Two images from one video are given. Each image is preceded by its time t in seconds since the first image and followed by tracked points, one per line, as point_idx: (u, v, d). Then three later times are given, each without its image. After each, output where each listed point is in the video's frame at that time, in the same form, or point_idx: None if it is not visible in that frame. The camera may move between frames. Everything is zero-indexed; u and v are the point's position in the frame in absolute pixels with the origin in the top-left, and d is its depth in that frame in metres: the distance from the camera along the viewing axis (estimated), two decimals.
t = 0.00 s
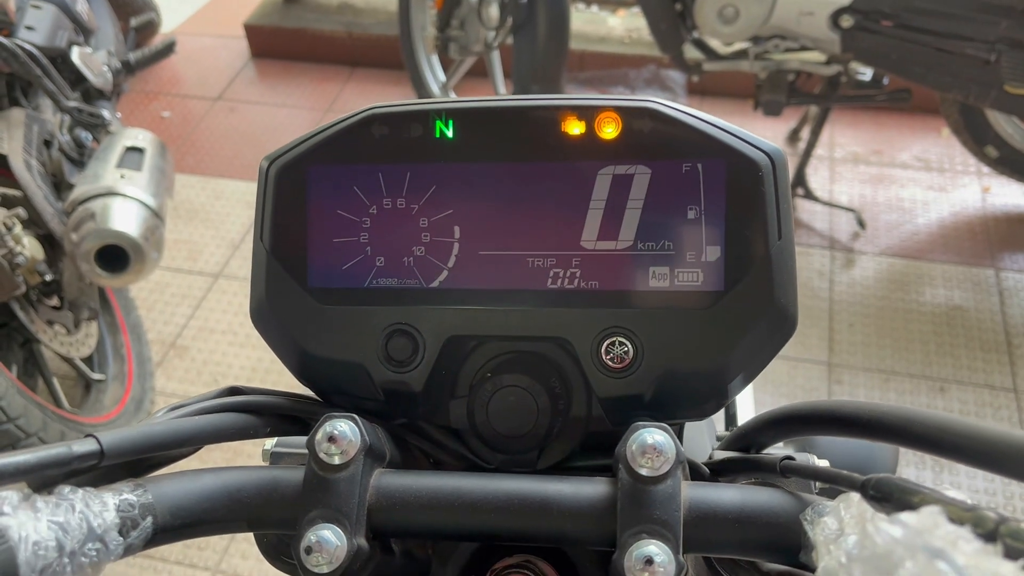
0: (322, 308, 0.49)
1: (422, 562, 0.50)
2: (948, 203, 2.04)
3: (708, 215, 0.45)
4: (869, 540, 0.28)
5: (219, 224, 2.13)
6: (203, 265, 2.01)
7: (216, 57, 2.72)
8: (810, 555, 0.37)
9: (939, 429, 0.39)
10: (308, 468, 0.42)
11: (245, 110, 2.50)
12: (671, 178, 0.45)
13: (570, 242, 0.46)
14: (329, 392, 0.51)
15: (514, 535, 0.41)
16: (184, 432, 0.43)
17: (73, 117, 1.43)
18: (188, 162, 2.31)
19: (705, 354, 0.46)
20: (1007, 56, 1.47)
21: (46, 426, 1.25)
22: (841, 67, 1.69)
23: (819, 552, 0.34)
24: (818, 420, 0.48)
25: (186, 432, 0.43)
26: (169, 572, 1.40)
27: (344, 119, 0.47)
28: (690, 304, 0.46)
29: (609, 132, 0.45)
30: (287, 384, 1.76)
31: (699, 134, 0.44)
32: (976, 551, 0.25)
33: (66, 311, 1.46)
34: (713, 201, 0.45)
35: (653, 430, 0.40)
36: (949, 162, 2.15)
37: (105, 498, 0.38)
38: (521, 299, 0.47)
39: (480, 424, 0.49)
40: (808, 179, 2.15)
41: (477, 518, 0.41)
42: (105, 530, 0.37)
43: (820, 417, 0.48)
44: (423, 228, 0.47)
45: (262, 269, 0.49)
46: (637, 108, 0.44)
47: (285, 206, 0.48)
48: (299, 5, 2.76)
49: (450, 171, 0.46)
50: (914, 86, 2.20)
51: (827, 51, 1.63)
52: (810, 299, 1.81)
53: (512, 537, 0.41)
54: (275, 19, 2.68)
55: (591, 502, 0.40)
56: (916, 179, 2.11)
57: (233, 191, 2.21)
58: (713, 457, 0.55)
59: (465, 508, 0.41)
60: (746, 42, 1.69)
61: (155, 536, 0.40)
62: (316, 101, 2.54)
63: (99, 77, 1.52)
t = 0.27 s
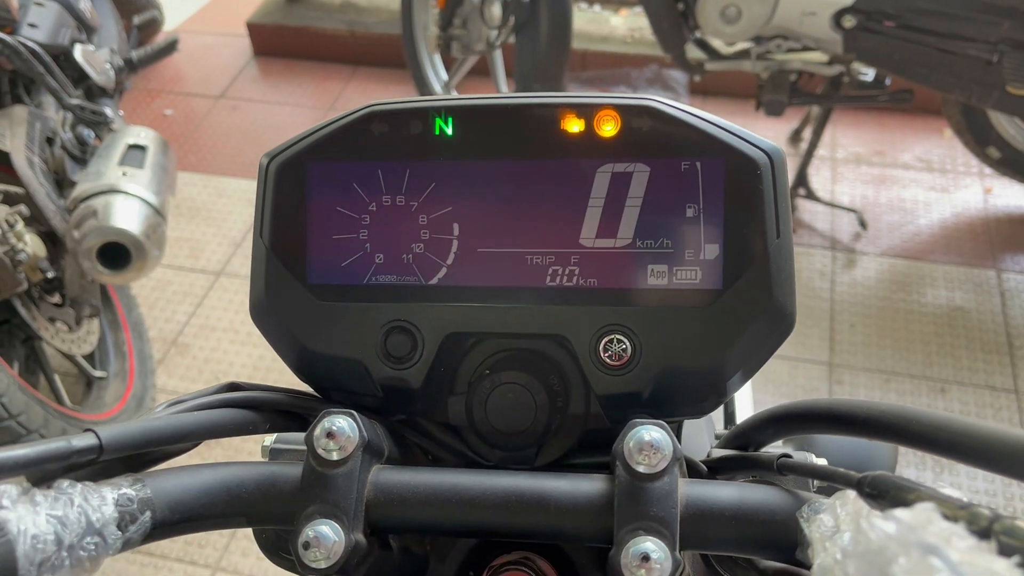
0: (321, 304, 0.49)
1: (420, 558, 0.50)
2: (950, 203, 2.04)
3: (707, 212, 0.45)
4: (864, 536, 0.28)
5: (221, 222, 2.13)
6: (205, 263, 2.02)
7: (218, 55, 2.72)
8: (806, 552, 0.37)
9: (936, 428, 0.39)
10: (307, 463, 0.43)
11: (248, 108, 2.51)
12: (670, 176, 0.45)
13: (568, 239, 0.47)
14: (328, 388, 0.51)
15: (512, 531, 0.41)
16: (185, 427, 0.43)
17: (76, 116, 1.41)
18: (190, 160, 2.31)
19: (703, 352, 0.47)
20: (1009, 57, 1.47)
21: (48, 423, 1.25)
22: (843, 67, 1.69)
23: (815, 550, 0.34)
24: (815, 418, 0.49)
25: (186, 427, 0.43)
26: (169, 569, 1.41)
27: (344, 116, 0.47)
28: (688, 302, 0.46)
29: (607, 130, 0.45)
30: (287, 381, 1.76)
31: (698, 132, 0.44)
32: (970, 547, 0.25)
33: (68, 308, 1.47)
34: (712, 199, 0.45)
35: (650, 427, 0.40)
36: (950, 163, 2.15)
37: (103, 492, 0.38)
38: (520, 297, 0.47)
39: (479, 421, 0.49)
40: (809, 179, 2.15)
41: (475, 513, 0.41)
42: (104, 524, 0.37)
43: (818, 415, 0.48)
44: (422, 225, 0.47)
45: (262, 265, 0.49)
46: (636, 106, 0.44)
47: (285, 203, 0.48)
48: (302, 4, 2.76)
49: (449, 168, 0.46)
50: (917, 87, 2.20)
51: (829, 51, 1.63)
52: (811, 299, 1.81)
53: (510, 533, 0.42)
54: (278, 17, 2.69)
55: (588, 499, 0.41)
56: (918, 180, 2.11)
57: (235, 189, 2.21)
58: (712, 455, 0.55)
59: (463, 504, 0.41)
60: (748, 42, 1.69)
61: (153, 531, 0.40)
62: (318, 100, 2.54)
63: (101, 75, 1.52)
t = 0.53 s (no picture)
0: (328, 295, 0.49)
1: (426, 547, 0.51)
2: (953, 203, 2.04)
3: (712, 204, 0.45)
4: (866, 519, 0.28)
5: (225, 219, 2.13)
6: (209, 260, 2.02)
7: (223, 53, 2.73)
8: (808, 541, 0.37)
9: (939, 418, 0.40)
10: (314, 451, 0.43)
11: (252, 106, 2.51)
12: (675, 169, 0.45)
13: (573, 231, 0.47)
14: (335, 378, 0.51)
15: (516, 519, 0.42)
16: (194, 414, 0.43)
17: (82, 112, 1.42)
18: (195, 157, 2.32)
19: (707, 343, 0.47)
20: (1014, 57, 1.47)
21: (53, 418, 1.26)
22: (847, 67, 1.69)
23: (817, 537, 0.34)
24: (818, 411, 0.49)
25: (194, 414, 0.43)
26: (173, 564, 1.41)
27: (352, 108, 0.47)
28: (692, 293, 0.47)
29: (613, 123, 0.45)
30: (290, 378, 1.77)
31: (703, 125, 0.44)
32: (970, 530, 0.26)
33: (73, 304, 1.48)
34: (717, 191, 0.45)
35: (654, 416, 0.40)
36: (954, 163, 2.15)
37: (113, 477, 0.39)
38: (525, 288, 0.48)
39: (484, 411, 0.50)
40: (813, 179, 2.15)
41: (481, 502, 0.42)
42: (114, 509, 0.38)
43: (821, 407, 0.49)
44: (429, 216, 0.47)
45: (270, 256, 0.49)
46: (642, 99, 0.44)
47: (293, 194, 0.48)
48: (306, 2, 2.77)
49: (456, 160, 0.47)
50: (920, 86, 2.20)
51: (833, 50, 1.63)
52: (813, 298, 1.81)
53: (515, 521, 0.42)
54: (282, 15, 2.69)
55: (593, 487, 0.41)
56: (922, 180, 2.11)
57: (239, 186, 2.21)
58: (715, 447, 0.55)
59: (469, 492, 0.42)
60: (752, 41, 1.69)
61: (163, 516, 0.41)
62: (322, 97, 2.55)
63: (107, 72, 1.52)
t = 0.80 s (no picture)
0: (345, 277, 0.50)
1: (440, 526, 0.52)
2: (958, 202, 2.04)
3: (724, 187, 0.46)
4: (881, 484, 0.29)
5: (231, 214, 2.14)
6: (215, 255, 2.03)
7: (229, 50, 2.74)
8: (819, 515, 0.38)
9: (948, 397, 0.40)
10: (332, 428, 0.44)
11: (258, 102, 2.52)
12: (688, 152, 0.46)
13: (587, 214, 0.47)
14: (351, 359, 0.52)
15: (531, 495, 0.43)
16: (214, 391, 0.44)
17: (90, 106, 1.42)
18: (201, 153, 2.33)
19: (719, 325, 0.48)
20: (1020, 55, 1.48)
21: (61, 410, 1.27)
22: (853, 64, 1.69)
23: (828, 509, 0.35)
24: (829, 392, 0.50)
25: (215, 391, 0.44)
26: (180, 556, 1.42)
27: (370, 92, 0.48)
28: (705, 275, 0.47)
29: (627, 107, 0.46)
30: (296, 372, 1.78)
31: (716, 108, 0.45)
32: (983, 495, 0.26)
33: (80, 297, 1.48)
34: (730, 174, 0.46)
35: (668, 394, 0.41)
36: (960, 162, 2.15)
37: (137, 450, 0.40)
38: (539, 270, 0.48)
39: (498, 392, 0.50)
40: (817, 177, 2.15)
41: (496, 479, 0.42)
42: (139, 480, 0.39)
43: (832, 389, 0.49)
44: (445, 199, 0.48)
45: (288, 238, 0.50)
46: (656, 83, 0.45)
47: (310, 177, 0.49)
48: None
49: (471, 143, 0.47)
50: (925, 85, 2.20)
51: (839, 48, 1.63)
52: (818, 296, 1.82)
53: (530, 498, 0.43)
54: (288, 12, 2.70)
55: (607, 464, 0.42)
56: (927, 178, 2.11)
57: (245, 182, 2.22)
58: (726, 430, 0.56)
59: (484, 469, 0.43)
60: (758, 39, 1.69)
61: (185, 490, 0.42)
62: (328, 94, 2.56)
63: (114, 67, 1.53)
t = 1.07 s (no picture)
0: (362, 264, 0.51)
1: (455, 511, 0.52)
2: (964, 201, 2.04)
3: (738, 175, 0.46)
4: (898, 461, 0.29)
5: (237, 211, 2.15)
6: (221, 251, 2.04)
7: (235, 47, 2.74)
8: (833, 498, 0.38)
9: (960, 382, 0.41)
10: (350, 412, 0.44)
11: (264, 100, 2.53)
12: (703, 141, 0.46)
13: (602, 202, 0.48)
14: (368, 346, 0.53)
15: (546, 479, 0.43)
16: (235, 374, 0.45)
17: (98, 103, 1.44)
18: (207, 150, 2.34)
19: (732, 312, 0.48)
20: None
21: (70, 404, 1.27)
22: (859, 63, 1.70)
23: (843, 490, 0.35)
24: (842, 380, 0.50)
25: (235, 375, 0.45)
26: (187, 551, 1.43)
27: (388, 82, 0.49)
28: (718, 263, 0.48)
29: (643, 97, 0.46)
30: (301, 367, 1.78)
31: (731, 98, 0.46)
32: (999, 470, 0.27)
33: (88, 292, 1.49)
34: (744, 163, 0.46)
35: (684, 378, 0.41)
36: (965, 161, 2.15)
37: (161, 432, 0.40)
38: (554, 258, 0.49)
39: (513, 378, 0.51)
40: (823, 176, 2.16)
41: (512, 462, 0.43)
42: (163, 460, 0.39)
43: (843, 376, 0.50)
44: (461, 187, 0.49)
45: (306, 226, 0.51)
46: (672, 74, 0.46)
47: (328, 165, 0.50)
48: None
49: (488, 132, 0.48)
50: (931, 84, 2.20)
51: (845, 47, 1.63)
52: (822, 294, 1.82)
53: (545, 481, 0.43)
54: (294, 9, 2.70)
55: (622, 448, 0.42)
56: (932, 177, 2.11)
57: (251, 179, 2.23)
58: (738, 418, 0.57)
59: (501, 452, 0.43)
60: (764, 37, 1.70)
61: (207, 472, 0.43)
62: (334, 92, 2.56)
63: (122, 63, 1.54)
